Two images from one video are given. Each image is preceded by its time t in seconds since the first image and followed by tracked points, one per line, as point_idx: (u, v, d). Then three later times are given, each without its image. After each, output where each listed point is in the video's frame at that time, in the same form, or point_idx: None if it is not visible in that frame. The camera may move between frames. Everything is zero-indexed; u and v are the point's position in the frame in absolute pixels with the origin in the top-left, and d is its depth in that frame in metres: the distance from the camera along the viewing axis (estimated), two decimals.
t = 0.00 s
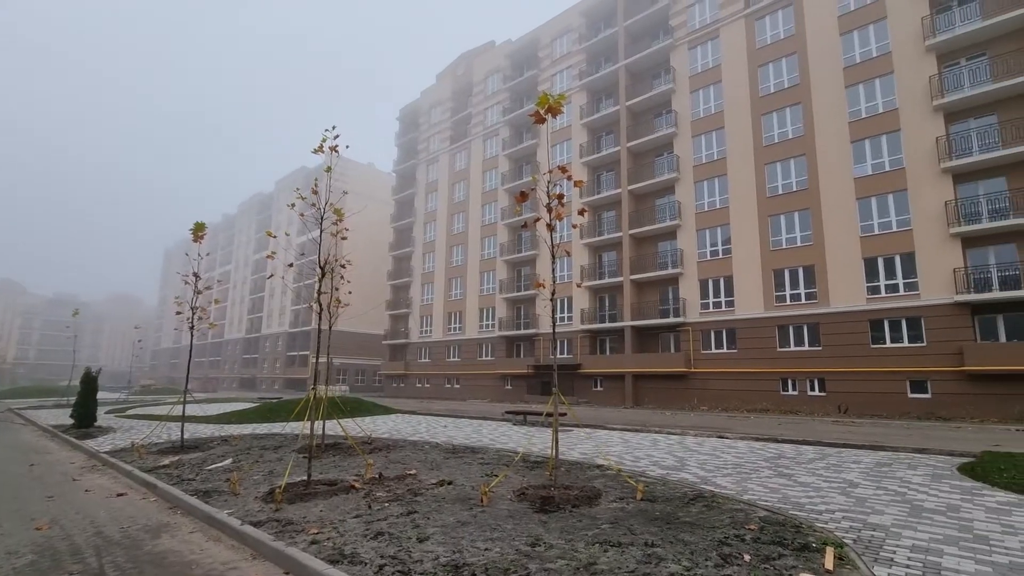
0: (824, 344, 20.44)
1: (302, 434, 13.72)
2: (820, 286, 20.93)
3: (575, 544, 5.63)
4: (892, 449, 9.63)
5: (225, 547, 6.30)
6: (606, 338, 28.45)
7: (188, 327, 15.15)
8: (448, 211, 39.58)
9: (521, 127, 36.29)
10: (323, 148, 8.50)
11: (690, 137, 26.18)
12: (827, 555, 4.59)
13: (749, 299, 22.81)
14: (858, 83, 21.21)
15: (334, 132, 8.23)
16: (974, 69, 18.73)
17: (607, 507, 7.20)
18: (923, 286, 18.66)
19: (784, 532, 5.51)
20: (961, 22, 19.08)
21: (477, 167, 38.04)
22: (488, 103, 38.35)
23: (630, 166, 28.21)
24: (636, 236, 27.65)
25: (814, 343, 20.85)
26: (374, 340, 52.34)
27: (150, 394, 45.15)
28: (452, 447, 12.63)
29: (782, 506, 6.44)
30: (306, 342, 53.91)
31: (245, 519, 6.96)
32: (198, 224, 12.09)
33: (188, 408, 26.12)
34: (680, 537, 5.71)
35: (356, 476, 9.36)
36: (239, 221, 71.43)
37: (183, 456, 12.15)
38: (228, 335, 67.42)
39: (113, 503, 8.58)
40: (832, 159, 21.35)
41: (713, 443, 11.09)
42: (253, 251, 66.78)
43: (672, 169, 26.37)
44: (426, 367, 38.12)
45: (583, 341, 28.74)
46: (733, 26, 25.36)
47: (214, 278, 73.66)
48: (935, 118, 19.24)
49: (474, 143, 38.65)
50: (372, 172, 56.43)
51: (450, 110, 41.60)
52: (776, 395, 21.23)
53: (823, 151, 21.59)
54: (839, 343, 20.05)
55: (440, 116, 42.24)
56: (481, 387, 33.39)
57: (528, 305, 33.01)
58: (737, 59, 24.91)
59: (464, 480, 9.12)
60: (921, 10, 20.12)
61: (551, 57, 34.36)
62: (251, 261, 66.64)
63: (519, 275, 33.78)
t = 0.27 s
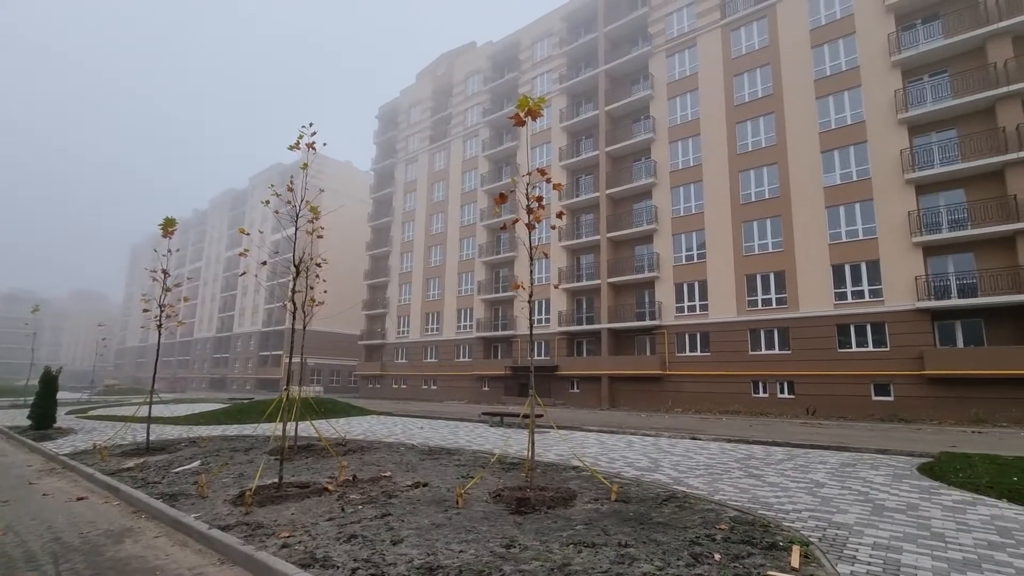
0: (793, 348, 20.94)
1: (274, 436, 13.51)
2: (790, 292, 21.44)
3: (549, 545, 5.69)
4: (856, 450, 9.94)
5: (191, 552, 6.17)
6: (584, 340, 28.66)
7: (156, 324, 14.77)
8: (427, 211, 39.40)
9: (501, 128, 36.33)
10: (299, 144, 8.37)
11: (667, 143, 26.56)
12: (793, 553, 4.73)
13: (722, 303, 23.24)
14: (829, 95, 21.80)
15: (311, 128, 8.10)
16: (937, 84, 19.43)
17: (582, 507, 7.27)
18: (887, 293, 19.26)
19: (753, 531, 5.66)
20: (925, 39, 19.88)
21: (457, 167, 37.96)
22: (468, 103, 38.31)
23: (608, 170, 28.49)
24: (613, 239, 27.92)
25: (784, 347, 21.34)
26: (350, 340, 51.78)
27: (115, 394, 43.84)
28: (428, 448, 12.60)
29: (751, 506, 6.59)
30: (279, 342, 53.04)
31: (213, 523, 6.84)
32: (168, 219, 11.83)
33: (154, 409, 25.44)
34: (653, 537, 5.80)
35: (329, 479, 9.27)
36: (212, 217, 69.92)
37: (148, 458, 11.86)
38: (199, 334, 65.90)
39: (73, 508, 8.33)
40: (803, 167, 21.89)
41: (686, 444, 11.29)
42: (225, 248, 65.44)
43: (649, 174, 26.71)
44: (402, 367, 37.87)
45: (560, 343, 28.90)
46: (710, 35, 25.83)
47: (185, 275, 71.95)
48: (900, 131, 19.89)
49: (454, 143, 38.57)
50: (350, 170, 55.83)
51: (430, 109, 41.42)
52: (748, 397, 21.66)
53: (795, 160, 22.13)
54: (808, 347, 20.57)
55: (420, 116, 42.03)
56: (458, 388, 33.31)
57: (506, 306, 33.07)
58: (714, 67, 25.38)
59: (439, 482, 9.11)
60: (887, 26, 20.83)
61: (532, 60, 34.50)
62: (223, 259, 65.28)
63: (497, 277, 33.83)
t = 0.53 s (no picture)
0: (758, 351, 21.46)
1: (237, 439, 13.17)
2: (755, 296, 21.97)
3: (518, 546, 5.69)
4: (816, 449, 10.24)
5: (146, 560, 5.96)
6: (555, 342, 28.81)
7: (112, 324, 14.23)
8: (399, 211, 39.06)
9: (475, 129, 36.28)
10: (267, 141, 8.15)
11: (639, 149, 26.93)
12: (754, 551, 4.84)
13: (691, 307, 23.67)
14: (793, 107, 22.45)
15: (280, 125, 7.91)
16: (893, 99, 20.24)
17: (551, 509, 7.31)
18: (846, 298, 19.93)
19: (717, 529, 5.77)
20: (882, 56, 20.72)
21: (430, 167, 37.75)
22: (443, 103, 38.16)
23: (581, 174, 28.74)
24: (586, 242, 28.16)
25: (749, 349, 21.85)
26: (318, 340, 50.91)
27: (68, 396, 42.06)
28: (397, 450, 12.47)
29: (716, 506, 6.73)
30: (244, 342, 51.74)
31: (170, 529, 6.62)
32: (127, 213, 11.43)
33: (110, 411, 24.48)
34: (620, 537, 5.86)
35: (294, 482, 9.09)
36: (175, 213, 67.85)
37: (102, 463, 11.41)
38: (159, 333, 63.80)
39: (20, 516, 7.96)
40: (768, 176, 22.48)
41: (654, 445, 11.45)
42: (189, 246, 63.57)
43: (621, 178, 27.04)
44: (372, 369, 37.40)
45: (532, 345, 28.97)
46: (681, 44, 26.34)
47: (145, 273, 69.59)
48: (859, 143, 20.63)
49: (428, 143, 38.35)
50: (321, 168, 54.95)
51: (403, 108, 41.11)
52: (714, 398, 22.09)
53: (761, 168, 22.71)
54: (771, 350, 21.11)
55: (393, 114, 41.66)
56: (430, 390, 33.08)
57: (479, 307, 33.01)
58: (684, 76, 25.89)
59: (408, 485, 9.02)
60: (848, 42, 21.64)
61: (507, 62, 34.58)
62: (186, 256, 63.39)
63: (470, 278, 33.76)
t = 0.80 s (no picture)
0: (723, 353, 21.92)
1: (195, 444, 12.75)
2: (721, 300, 22.44)
3: (485, 549, 5.66)
4: (777, 449, 10.51)
5: (95, 572, 5.71)
6: (526, 344, 28.87)
7: (62, 323, 13.60)
8: (369, 210, 38.57)
9: (447, 130, 36.10)
10: (230, 134, 7.83)
11: (610, 154, 27.21)
12: (716, 549, 4.94)
13: (659, 309, 24.03)
14: (758, 116, 23.04)
15: (245, 118, 7.63)
16: (850, 112, 21.00)
17: (519, 511, 7.30)
18: (806, 303, 20.53)
19: (681, 529, 5.85)
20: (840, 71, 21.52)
21: (401, 167, 37.41)
22: (415, 103, 37.89)
23: (553, 177, 28.91)
24: (557, 245, 28.31)
25: (715, 351, 22.32)
26: (284, 341, 49.86)
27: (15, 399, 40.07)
28: (363, 454, 12.28)
29: (681, 505, 6.83)
30: (206, 343, 50.23)
31: (121, 539, 6.36)
32: (78, 208, 10.93)
33: (60, 415, 23.40)
34: (587, 538, 5.90)
35: (255, 488, 8.84)
36: (133, 209, 65.47)
37: (49, 470, 10.89)
38: (115, 333, 61.41)
39: None
40: (733, 182, 23.02)
41: (622, 445, 11.56)
42: (148, 243, 61.42)
43: (593, 182, 27.31)
44: (340, 370, 36.79)
45: (503, 347, 28.94)
46: (652, 52, 26.76)
47: (100, 270, 66.88)
48: (819, 153, 21.33)
49: (399, 142, 38.00)
50: (289, 165, 53.85)
51: (375, 106, 40.64)
52: (680, 399, 22.49)
53: (726, 175, 23.23)
54: (736, 352, 21.58)
55: (364, 113, 41.15)
56: (399, 392, 32.74)
57: (450, 309, 32.85)
58: (654, 82, 26.32)
59: (374, 488, 8.88)
60: (809, 56, 22.36)
61: (480, 64, 34.55)
62: (145, 254, 61.24)
63: (441, 279, 33.59)
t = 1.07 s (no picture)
0: (685, 355, 22.35)
1: (144, 450, 12.23)
2: (684, 303, 22.90)
3: (446, 554, 5.60)
4: (736, 448, 10.77)
5: None
6: (494, 345, 28.83)
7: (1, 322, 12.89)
8: (335, 209, 37.90)
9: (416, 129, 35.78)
10: (186, 127, 7.60)
11: (578, 158, 27.44)
12: (675, 548, 5.01)
13: (624, 312, 24.34)
14: (720, 126, 23.61)
15: (201, 110, 7.42)
16: (806, 125, 21.75)
17: (482, 513, 7.26)
18: (764, 307, 21.14)
19: (642, 529, 5.91)
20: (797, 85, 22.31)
21: (369, 165, 36.89)
22: (383, 101, 37.44)
23: (522, 179, 28.98)
24: (525, 247, 28.37)
25: (678, 353, 22.73)
26: (244, 342, 48.49)
27: None
28: (325, 458, 12.02)
29: (642, 505, 6.90)
30: (160, 344, 48.37)
31: (59, 551, 6.04)
32: (18, 199, 10.39)
33: None
34: (549, 539, 5.90)
35: (208, 494, 8.54)
36: (83, 203, 62.57)
37: None
38: (61, 333, 58.48)
39: None
40: (697, 189, 23.51)
41: (586, 446, 11.65)
42: (98, 238, 58.78)
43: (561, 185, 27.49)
44: (303, 372, 35.99)
45: (470, 348, 28.80)
46: (620, 59, 27.13)
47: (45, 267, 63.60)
48: (777, 163, 22.01)
49: (367, 140, 37.46)
50: (251, 160, 52.43)
51: (342, 103, 39.97)
52: (644, 401, 22.82)
53: (690, 182, 23.71)
54: (697, 355, 22.03)
55: (331, 109, 40.43)
56: (364, 394, 32.23)
57: (417, 309, 32.55)
58: (621, 89, 26.70)
59: (334, 494, 8.69)
60: (768, 70, 23.07)
61: (449, 64, 34.39)
62: (95, 250, 58.59)
63: (408, 280, 33.27)
